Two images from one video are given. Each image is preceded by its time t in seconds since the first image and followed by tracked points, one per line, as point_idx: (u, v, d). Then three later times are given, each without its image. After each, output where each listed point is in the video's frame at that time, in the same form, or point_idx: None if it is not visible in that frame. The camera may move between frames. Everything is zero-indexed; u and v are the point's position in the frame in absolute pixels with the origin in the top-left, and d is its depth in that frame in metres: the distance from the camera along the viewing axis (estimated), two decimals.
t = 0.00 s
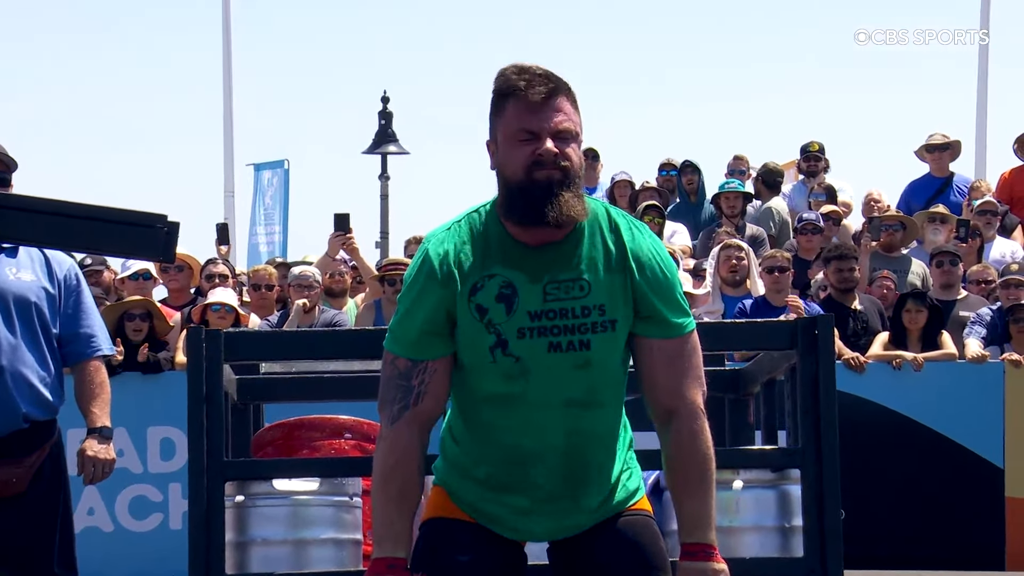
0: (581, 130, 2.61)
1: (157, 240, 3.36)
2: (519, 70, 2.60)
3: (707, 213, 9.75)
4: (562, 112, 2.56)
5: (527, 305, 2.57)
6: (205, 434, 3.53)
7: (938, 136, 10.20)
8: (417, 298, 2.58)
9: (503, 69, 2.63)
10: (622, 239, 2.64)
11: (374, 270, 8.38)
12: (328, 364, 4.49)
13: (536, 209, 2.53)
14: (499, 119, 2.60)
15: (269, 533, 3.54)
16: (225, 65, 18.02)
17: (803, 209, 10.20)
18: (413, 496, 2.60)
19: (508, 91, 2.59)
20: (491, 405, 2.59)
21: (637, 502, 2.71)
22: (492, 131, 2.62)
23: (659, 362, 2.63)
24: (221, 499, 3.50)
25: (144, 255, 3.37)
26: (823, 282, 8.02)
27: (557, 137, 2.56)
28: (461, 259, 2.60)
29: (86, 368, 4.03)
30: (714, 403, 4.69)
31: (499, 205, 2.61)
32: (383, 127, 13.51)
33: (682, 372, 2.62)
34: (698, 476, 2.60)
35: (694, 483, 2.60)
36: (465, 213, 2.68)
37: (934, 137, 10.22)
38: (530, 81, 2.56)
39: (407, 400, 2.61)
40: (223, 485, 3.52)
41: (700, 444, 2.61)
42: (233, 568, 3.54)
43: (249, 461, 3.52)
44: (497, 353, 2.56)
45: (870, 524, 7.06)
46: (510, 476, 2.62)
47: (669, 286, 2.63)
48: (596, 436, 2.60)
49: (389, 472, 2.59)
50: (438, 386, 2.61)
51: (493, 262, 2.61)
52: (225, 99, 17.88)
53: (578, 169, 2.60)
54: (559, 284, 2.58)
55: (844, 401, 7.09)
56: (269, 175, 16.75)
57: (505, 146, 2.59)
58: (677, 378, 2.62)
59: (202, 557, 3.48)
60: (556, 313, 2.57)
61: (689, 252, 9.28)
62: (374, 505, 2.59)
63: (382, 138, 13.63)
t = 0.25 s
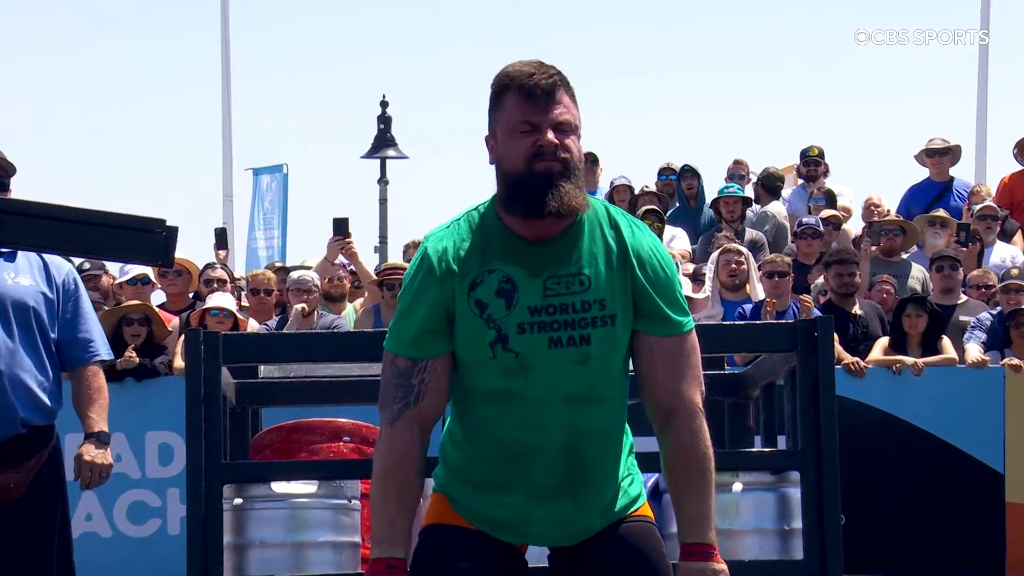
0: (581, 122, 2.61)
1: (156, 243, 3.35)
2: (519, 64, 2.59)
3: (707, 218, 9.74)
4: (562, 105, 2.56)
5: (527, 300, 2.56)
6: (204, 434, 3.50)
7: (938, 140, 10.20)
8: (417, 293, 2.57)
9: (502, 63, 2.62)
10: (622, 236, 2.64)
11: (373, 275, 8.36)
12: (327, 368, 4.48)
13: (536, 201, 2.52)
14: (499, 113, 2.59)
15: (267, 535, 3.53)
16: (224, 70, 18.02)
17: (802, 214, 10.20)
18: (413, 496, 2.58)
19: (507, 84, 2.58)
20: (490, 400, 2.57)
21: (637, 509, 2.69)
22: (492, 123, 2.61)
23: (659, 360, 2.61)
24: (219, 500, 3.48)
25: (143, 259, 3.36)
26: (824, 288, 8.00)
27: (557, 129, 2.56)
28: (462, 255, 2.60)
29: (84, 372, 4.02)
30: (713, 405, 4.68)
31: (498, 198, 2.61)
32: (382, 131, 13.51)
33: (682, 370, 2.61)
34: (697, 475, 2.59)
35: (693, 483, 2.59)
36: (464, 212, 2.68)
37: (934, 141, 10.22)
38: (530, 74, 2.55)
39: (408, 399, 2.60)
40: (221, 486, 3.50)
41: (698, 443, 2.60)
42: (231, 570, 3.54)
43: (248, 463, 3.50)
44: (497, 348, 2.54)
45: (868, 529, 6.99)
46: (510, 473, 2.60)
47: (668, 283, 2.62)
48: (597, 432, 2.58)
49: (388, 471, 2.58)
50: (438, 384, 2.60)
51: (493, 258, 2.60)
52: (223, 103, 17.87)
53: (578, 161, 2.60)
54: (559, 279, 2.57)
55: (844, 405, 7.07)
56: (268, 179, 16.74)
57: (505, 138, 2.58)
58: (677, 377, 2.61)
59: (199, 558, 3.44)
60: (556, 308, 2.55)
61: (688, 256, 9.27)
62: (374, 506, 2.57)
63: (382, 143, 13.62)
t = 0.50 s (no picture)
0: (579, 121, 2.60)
1: (155, 248, 3.34)
2: (518, 62, 2.59)
3: (706, 222, 9.73)
4: (561, 103, 2.56)
5: (526, 299, 2.55)
6: (203, 437, 3.49)
7: (939, 144, 10.20)
8: (417, 292, 2.57)
9: (501, 62, 2.62)
10: (620, 236, 2.63)
11: (372, 279, 8.35)
12: (327, 372, 4.45)
13: (536, 198, 2.51)
14: (498, 111, 2.59)
15: (266, 539, 3.52)
16: (223, 73, 18.02)
17: (802, 217, 10.19)
18: (412, 498, 2.57)
19: (506, 82, 2.58)
20: (490, 399, 2.56)
21: (637, 514, 2.68)
22: (491, 121, 2.61)
23: (659, 361, 2.60)
24: (219, 503, 3.47)
25: (141, 263, 3.34)
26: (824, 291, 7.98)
27: (556, 127, 2.55)
28: (461, 255, 2.59)
29: (82, 376, 4.01)
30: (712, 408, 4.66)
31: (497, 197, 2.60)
32: (381, 135, 13.50)
33: (681, 370, 2.60)
34: (697, 475, 2.58)
35: (693, 483, 2.58)
36: (463, 213, 2.67)
37: (935, 145, 10.21)
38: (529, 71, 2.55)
39: (407, 400, 2.59)
40: (220, 490, 3.49)
41: (698, 443, 2.58)
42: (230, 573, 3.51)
43: (247, 466, 3.49)
44: (497, 347, 2.53)
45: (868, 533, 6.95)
46: (510, 473, 2.58)
47: (667, 282, 2.62)
48: (597, 431, 2.56)
49: (388, 472, 2.56)
50: (437, 385, 2.59)
51: (492, 258, 2.59)
52: (223, 107, 17.87)
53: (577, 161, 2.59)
54: (559, 278, 2.57)
55: (843, 409, 7.06)
56: (267, 182, 16.73)
57: (504, 136, 2.57)
58: (676, 378, 2.60)
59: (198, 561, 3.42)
60: (556, 307, 2.55)
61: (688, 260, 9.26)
62: (374, 507, 2.56)
63: (381, 147, 13.62)
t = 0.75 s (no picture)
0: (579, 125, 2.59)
1: (152, 252, 3.32)
2: (519, 66, 2.57)
3: (706, 226, 9.72)
4: (561, 107, 2.54)
5: (524, 302, 2.53)
6: (202, 439, 3.49)
7: (939, 148, 10.19)
8: (414, 295, 2.56)
9: (501, 64, 2.60)
10: (619, 238, 2.62)
11: (371, 283, 8.33)
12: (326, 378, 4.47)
13: (535, 202, 2.50)
14: (497, 114, 2.58)
15: (264, 541, 3.49)
16: (222, 78, 18.00)
17: (802, 221, 10.18)
18: (411, 499, 2.56)
19: (506, 86, 2.57)
20: (488, 402, 2.54)
21: (637, 517, 2.66)
22: (491, 123, 2.59)
23: (658, 363, 2.59)
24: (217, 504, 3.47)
25: (139, 267, 3.33)
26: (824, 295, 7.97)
27: (555, 131, 2.54)
28: (459, 257, 2.58)
29: (80, 380, 3.99)
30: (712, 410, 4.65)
31: (496, 199, 2.59)
32: (381, 139, 13.49)
33: (679, 372, 2.59)
34: (696, 477, 2.56)
35: (693, 486, 2.56)
36: (462, 215, 2.66)
37: (935, 149, 10.20)
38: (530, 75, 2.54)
39: (405, 401, 2.57)
40: (219, 493, 3.49)
41: (697, 445, 2.57)
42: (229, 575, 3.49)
43: (245, 468, 3.49)
44: (495, 349, 2.52)
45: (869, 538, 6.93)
46: (508, 476, 2.56)
47: (666, 285, 2.60)
48: (595, 434, 2.55)
49: (386, 473, 2.55)
50: (436, 386, 2.58)
51: (490, 260, 2.58)
52: (222, 111, 17.85)
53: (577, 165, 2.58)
54: (557, 280, 2.55)
55: (843, 413, 7.05)
56: (266, 187, 16.70)
57: (503, 139, 2.56)
58: (675, 380, 2.58)
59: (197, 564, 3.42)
60: (554, 309, 2.53)
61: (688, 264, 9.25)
62: (372, 509, 2.55)
63: (381, 151, 13.60)
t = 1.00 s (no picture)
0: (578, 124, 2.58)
1: (151, 255, 3.31)
2: (518, 65, 2.56)
3: (706, 229, 9.71)
4: (560, 106, 2.53)
5: (523, 302, 2.52)
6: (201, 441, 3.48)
7: (940, 151, 10.17)
8: (412, 295, 2.54)
9: (500, 63, 2.59)
10: (618, 237, 2.60)
11: (370, 286, 8.32)
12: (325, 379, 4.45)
13: (533, 202, 2.49)
14: (496, 113, 2.57)
15: (263, 542, 3.48)
16: (222, 81, 17.99)
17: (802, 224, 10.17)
18: (410, 500, 2.55)
19: (505, 85, 2.55)
20: (487, 402, 2.53)
21: (636, 522, 2.65)
22: (490, 123, 2.58)
23: (657, 364, 2.58)
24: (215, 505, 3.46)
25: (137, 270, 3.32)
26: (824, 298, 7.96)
27: (554, 131, 2.53)
28: (457, 257, 2.56)
29: (79, 384, 3.98)
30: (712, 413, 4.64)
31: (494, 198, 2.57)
32: (380, 142, 13.47)
33: (678, 372, 2.57)
34: (696, 478, 2.55)
35: (693, 487, 2.54)
36: (460, 214, 2.65)
37: (935, 152, 10.19)
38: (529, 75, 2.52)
39: (403, 401, 2.56)
40: (218, 495, 3.48)
41: (697, 446, 2.55)
42: None
43: (242, 470, 3.48)
44: (493, 349, 2.50)
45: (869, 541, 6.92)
46: (507, 477, 2.55)
47: (665, 285, 2.59)
48: (594, 434, 2.54)
49: (385, 473, 2.54)
50: (434, 386, 2.56)
51: (489, 259, 2.56)
52: (221, 114, 17.84)
53: (576, 165, 2.57)
54: (556, 280, 2.54)
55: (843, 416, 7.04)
56: (266, 190, 16.69)
57: (502, 138, 2.55)
58: (674, 380, 2.57)
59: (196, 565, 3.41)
60: (553, 309, 2.52)
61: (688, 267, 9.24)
62: (371, 509, 2.54)
63: (380, 154, 13.59)
